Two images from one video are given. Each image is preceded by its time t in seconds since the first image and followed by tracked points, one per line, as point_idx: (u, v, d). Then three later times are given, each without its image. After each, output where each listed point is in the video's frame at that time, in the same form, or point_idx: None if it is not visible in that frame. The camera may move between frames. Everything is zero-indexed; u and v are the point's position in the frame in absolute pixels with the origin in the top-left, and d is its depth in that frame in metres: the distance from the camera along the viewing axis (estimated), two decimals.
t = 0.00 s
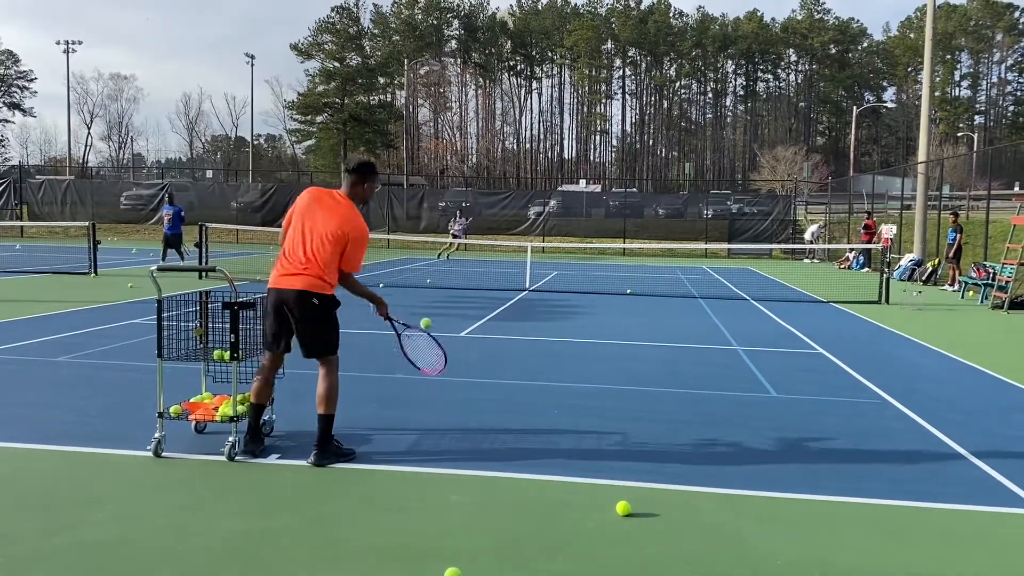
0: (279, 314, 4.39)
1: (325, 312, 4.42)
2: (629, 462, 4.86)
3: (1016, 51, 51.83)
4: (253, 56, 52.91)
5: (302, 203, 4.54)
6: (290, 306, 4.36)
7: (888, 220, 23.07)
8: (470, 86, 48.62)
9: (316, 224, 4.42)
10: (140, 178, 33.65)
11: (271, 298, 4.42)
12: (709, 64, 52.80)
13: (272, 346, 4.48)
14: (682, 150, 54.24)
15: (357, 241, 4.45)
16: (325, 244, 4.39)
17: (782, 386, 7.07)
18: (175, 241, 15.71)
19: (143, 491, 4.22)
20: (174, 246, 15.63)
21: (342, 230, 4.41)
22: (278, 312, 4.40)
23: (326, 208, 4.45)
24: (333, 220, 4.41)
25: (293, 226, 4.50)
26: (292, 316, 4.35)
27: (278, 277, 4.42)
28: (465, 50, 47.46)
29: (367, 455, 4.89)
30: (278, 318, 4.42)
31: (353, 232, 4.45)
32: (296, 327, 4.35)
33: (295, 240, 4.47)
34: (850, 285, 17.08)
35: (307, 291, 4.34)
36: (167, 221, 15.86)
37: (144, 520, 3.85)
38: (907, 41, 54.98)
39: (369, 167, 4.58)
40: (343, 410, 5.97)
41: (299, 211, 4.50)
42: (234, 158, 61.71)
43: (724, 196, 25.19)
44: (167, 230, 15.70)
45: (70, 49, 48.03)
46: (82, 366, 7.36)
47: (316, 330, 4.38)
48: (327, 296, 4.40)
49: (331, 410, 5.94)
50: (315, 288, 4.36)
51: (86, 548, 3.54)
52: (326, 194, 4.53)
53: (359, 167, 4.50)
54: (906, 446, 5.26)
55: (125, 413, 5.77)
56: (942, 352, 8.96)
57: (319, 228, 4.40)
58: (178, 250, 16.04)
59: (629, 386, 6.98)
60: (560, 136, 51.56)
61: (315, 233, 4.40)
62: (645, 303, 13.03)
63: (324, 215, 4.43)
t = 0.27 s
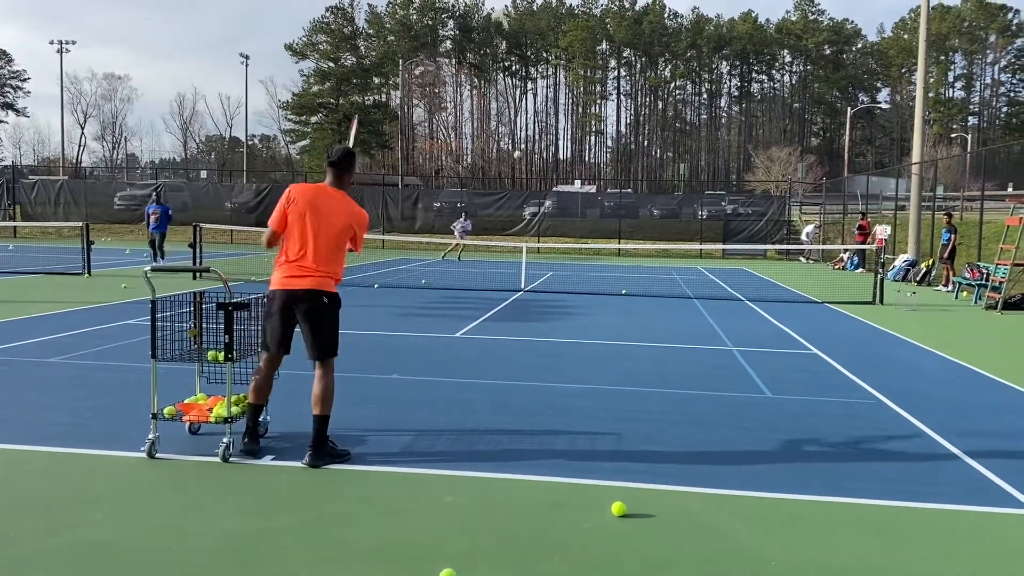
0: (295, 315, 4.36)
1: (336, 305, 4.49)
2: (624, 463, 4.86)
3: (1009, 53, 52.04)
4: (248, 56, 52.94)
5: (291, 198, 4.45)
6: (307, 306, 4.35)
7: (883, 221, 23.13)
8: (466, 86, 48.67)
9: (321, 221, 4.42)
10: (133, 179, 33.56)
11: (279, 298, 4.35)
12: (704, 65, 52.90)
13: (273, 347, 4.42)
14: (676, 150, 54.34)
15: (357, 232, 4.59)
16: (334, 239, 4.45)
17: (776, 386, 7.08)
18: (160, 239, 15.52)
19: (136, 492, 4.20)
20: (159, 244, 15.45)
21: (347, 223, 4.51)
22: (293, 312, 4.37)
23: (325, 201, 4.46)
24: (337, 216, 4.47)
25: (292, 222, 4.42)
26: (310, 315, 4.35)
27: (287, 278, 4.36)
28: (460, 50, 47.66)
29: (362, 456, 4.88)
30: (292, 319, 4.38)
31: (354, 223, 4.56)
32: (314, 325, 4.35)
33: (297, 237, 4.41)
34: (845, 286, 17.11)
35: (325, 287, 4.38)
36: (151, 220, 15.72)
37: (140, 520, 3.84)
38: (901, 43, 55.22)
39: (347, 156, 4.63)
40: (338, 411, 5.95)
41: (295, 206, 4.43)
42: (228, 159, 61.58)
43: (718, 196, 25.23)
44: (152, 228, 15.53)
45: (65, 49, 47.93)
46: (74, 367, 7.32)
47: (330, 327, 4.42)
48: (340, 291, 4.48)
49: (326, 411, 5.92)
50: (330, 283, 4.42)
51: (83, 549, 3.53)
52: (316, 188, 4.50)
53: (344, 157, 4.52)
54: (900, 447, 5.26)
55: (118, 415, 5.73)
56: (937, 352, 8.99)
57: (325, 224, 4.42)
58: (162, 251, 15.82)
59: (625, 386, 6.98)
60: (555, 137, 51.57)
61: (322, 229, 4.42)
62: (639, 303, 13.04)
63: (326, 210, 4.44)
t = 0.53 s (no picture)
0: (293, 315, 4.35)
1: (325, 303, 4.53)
2: (618, 463, 4.86)
3: (1001, 54, 52.30)
4: (242, 55, 52.80)
5: (274, 196, 4.37)
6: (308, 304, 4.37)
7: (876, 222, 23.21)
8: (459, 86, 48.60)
9: (308, 220, 4.43)
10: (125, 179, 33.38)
11: (274, 300, 4.32)
12: (697, 65, 52.94)
13: (266, 348, 4.39)
14: (670, 151, 54.40)
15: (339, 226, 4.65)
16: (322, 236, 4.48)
17: (770, 386, 7.09)
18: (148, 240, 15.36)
19: (129, 493, 4.18)
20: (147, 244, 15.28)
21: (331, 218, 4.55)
22: (290, 312, 4.35)
23: (308, 199, 4.47)
24: (321, 212, 4.48)
25: (278, 222, 4.35)
26: (309, 312, 4.37)
27: (282, 279, 4.34)
28: (454, 51, 47.64)
29: (355, 457, 4.87)
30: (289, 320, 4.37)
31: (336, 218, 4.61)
32: (313, 324, 4.38)
33: (285, 237, 4.36)
34: (838, 286, 17.15)
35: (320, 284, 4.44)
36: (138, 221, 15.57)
37: (132, 521, 3.82)
38: (894, 44, 55.39)
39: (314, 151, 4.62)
40: (331, 412, 5.94)
41: (280, 206, 4.37)
42: (221, 159, 61.38)
43: (712, 197, 25.24)
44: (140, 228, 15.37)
45: (56, 49, 47.73)
46: (66, 368, 7.28)
47: (324, 324, 4.45)
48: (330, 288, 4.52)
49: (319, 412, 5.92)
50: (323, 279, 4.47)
51: (76, 550, 3.51)
52: (293, 187, 4.47)
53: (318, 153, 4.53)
54: (894, 447, 5.26)
55: (109, 416, 5.70)
56: (929, 353, 9.02)
57: (313, 221, 4.44)
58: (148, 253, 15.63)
59: (618, 386, 6.99)
60: (549, 137, 51.57)
61: (311, 228, 4.44)
62: (633, 304, 13.05)
63: (311, 208, 4.45)
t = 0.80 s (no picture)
0: (278, 317, 4.35)
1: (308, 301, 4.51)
2: (612, 464, 4.84)
3: (993, 55, 52.55)
4: (235, 55, 52.72)
5: (242, 204, 4.39)
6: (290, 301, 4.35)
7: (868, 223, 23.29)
8: (453, 86, 48.57)
9: (280, 221, 4.43)
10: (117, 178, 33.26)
11: (256, 303, 4.32)
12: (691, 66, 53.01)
13: (252, 348, 4.39)
14: (664, 151, 54.48)
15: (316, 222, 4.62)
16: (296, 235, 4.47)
17: (763, 387, 7.10)
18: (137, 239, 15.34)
19: (121, 494, 4.16)
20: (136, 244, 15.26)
21: (304, 216, 4.53)
22: (273, 313, 4.34)
23: (276, 202, 4.47)
24: (292, 211, 4.48)
25: (250, 229, 4.36)
26: (294, 313, 4.37)
27: (261, 280, 4.34)
28: (447, 51, 47.64)
29: (348, 458, 4.85)
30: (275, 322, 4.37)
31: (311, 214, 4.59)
32: (299, 322, 4.37)
33: (259, 240, 4.37)
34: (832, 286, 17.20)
35: (301, 283, 4.43)
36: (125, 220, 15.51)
37: (125, 522, 3.81)
38: (887, 45, 55.59)
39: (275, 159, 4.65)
40: (324, 412, 5.93)
41: (249, 211, 4.38)
42: (214, 159, 61.21)
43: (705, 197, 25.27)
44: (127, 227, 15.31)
45: (48, 48, 47.57)
46: (57, 368, 7.25)
47: (309, 322, 4.44)
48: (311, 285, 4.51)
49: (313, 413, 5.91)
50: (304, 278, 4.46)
51: (69, 551, 3.49)
52: (261, 192, 4.48)
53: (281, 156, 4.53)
54: (887, 448, 5.27)
55: (101, 416, 5.67)
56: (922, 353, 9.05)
57: (283, 223, 4.44)
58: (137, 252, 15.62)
59: (611, 386, 6.99)
60: (543, 137, 51.61)
61: (283, 228, 4.43)
62: (627, 305, 13.05)
63: (280, 209, 4.45)
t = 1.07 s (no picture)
0: (256, 316, 4.31)
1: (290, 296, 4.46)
2: (607, 463, 4.85)
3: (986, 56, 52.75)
4: (229, 54, 52.63)
5: (210, 214, 4.41)
6: (263, 298, 4.31)
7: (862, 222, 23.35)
8: (447, 86, 48.51)
9: (247, 222, 4.41)
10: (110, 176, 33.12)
11: (234, 306, 4.32)
12: (685, 66, 53.06)
13: (237, 348, 4.38)
14: (658, 151, 54.53)
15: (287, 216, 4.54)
16: (264, 232, 4.42)
17: (758, 386, 7.11)
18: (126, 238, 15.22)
19: (114, 495, 4.14)
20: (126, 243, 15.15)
21: (271, 213, 4.47)
22: (251, 313, 4.32)
23: (242, 205, 4.45)
24: (259, 211, 4.45)
25: (221, 237, 4.38)
26: (273, 310, 4.33)
27: (236, 283, 4.32)
28: (441, 50, 47.62)
29: (342, 457, 4.83)
30: (255, 321, 4.34)
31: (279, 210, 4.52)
32: (278, 319, 4.33)
33: (230, 245, 4.38)
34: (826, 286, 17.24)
35: (274, 278, 4.36)
36: (114, 219, 15.38)
37: (119, 523, 3.80)
38: (880, 45, 55.74)
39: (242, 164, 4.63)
40: (318, 412, 5.91)
41: (216, 220, 4.39)
42: (208, 157, 61.02)
43: (700, 197, 25.27)
44: (115, 226, 15.18)
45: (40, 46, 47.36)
46: (50, 369, 7.21)
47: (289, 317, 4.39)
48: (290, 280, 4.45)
49: (307, 412, 5.90)
50: (278, 274, 4.39)
51: (65, 551, 3.48)
52: (227, 199, 4.49)
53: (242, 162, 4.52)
54: (881, 447, 5.28)
55: (93, 417, 5.64)
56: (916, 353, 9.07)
57: (249, 224, 4.41)
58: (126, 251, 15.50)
59: (606, 386, 6.99)
60: (538, 137, 51.60)
61: (249, 230, 4.40)
62: (621, 304, 13.05)
63: (246, 211, 4.43)
